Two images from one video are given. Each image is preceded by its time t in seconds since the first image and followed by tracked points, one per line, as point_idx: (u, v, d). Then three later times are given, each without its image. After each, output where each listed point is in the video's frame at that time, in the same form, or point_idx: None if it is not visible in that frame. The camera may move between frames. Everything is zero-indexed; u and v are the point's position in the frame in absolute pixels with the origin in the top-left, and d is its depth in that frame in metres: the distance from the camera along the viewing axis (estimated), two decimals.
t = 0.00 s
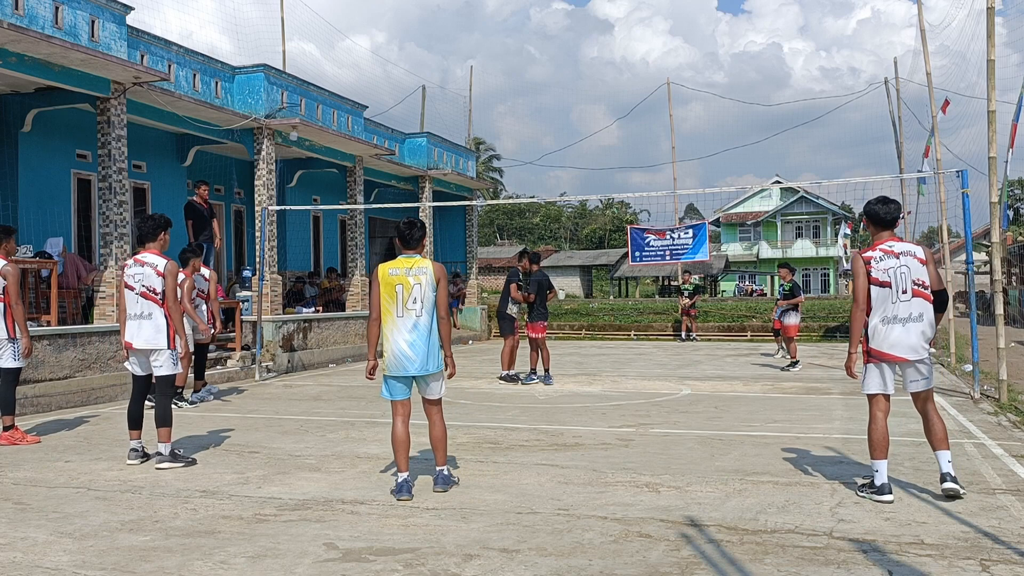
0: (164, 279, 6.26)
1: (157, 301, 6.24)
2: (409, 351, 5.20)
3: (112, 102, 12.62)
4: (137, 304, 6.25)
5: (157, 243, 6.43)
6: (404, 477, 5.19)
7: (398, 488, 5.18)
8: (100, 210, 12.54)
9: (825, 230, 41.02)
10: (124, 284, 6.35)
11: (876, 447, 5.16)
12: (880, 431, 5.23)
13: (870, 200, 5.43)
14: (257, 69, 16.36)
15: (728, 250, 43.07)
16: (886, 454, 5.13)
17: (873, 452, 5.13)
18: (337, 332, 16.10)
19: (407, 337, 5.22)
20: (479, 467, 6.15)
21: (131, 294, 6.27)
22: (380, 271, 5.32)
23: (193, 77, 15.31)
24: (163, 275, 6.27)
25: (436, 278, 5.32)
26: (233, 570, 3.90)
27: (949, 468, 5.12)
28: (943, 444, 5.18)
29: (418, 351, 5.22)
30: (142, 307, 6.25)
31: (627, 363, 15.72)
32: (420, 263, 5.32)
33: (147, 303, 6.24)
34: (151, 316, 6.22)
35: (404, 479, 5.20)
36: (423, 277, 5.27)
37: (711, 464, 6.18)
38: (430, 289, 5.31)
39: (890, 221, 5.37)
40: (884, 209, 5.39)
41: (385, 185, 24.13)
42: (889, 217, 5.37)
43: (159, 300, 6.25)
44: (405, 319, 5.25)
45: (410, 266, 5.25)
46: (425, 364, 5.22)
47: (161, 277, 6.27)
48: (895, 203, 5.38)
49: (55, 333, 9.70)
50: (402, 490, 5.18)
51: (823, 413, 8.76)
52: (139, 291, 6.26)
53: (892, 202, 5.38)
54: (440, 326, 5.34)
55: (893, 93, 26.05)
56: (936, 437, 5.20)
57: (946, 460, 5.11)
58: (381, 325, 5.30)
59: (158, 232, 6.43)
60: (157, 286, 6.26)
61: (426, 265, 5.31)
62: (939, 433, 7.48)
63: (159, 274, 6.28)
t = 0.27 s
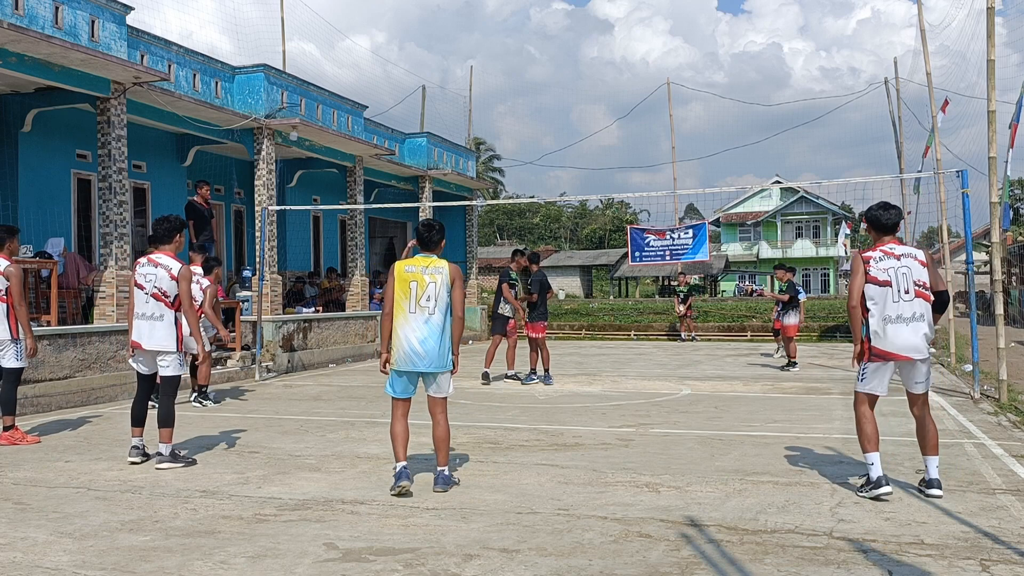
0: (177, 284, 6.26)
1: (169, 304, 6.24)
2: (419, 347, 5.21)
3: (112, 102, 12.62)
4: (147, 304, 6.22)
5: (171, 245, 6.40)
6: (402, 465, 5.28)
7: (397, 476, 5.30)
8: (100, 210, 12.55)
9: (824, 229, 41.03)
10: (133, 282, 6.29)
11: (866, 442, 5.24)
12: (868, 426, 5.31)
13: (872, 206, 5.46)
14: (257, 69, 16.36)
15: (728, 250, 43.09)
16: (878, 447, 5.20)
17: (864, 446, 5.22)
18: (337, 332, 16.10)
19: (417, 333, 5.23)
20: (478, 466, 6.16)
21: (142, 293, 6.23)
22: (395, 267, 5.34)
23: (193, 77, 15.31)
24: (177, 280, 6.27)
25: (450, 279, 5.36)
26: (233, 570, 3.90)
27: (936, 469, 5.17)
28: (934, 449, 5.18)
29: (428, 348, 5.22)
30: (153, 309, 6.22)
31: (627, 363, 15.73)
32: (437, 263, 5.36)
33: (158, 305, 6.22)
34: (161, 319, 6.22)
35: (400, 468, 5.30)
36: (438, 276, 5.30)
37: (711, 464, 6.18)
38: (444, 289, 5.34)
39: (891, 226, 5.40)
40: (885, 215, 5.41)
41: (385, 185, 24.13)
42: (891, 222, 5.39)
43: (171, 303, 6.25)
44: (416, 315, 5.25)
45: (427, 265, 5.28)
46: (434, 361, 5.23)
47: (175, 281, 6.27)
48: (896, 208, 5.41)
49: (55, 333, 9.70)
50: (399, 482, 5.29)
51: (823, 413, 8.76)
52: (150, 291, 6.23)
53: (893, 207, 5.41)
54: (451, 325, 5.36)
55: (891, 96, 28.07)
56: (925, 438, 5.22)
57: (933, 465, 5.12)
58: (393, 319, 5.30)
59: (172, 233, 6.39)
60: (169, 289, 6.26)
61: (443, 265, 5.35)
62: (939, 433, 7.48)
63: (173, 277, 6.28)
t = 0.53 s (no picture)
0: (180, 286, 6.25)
1: (170, 305, 6.24)
2: (415, 341, 5.21)
3: (112, 102, 12.62)
4: (147, 303, 6.20)
5: (178, 245, 6.40)
6: (377, 456, 5.37)
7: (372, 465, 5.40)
8: (100, 210, 12.55)
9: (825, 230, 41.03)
10: (136, 278, 6.26)
11: (846, 440, 5.25)
12: (851, 423, 5.34)
13: (865, 217, 5.54)
14: (257, 69, 16.36)
15: (728, 250, 43.08)
16: (858, 446, 5.24)
17: (845, 444, 5.24)
18: (337, 332, 16.10)
19: (416, 328, 5.24)
20: (479, 467, 6.15)
21: (144, 291, 6.21)
22: (405, 267, 5.44)
23: (193, 77, 15.31)
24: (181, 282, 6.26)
25: (456, 285, 5.41)
26: (233, 569, 3.90)
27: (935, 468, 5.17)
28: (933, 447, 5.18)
29: (424, 345, 5.21)
30: (154, 309, 6.20)
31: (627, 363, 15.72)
32: (445, 268, 5.44)
33: (158, 305, 6.21)
34: (161, 319, 6.22)
35: (376, 460, 5.39)
36: (444, 279, 5.37)
37: (711, 463, 6.18)
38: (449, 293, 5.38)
39: (883, 237, 5.46)
40: (878, 225, 5.49)
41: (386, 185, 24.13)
42: (883, 233, 5.46)
43: (172, 305, 6.25)
44: (417, 312, 5.29)
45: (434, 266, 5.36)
46: (429, 359, 5.20)
47: (178, 283, 6.26)
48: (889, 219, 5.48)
49: (55, 333, 9.71)
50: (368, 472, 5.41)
51: (823, 414, 8.76)
52: (152, 290, 6.21)
53: (886, 219, 5.48)
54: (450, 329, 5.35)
55: (890, 97, 26.70)
56: (926, 437, 5.22)
57: (934, 465, 5.12)
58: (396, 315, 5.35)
59: (180, 235, 6.40)
60: (171, 290, 6.25)
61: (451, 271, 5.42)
62: (939, 433, 7.48)
63: (177, 279, 6.26)
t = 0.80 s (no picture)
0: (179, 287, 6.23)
1: (169, 305, 6.24)
2: (398, 358, 5.23)
3: (112, 102, 12.62)
4: (146, 303, 6.21)
5: (176, 244, 6.35)
6: (331, 468, 5.44)
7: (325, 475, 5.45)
8: (100, 210, 12.54)
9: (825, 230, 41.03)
10: (135, 278, 6.25)
11: (844, 445, 5.23)
12: (847, 427, 5.29)
13: (859, 234, 5.57)
14: (257, 69, 16.36)
15: (728, 250, 43.08)
16: (856, 450, 5.20)
17: (843, 449, 5.21)
18: (337, 332, 16.10)
19: (399, 346, 5.27)
20: (479, 467, 6.15)
21: (143, 291, 6.20)
22: (394, 293, 5.54)
23: (193, 77, 15.30)
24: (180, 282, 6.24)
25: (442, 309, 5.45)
26: (233, 570, 3.90)
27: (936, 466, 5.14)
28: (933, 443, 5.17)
29: (406, 362, 5.23)
30: (154, 309, 6.21)
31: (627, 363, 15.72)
32: (432, 294, 5.51)
33: (158, 305, 6.21)
34: (161, 320, 6.23)
35: (330, 469, 5.45)
36: (430, 302, 5.42)
37: (711, 464, 6.18)
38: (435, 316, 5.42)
39: (876, 253, 5.47)
40: (871, 243, 5.50)
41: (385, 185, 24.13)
42: (877, 250, 5.47)
43: (171, 305, 6.25)
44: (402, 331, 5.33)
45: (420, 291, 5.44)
46: (411, 376, 5.22)
47: (176, 283, 6.24)
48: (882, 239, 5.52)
49: (55, 333, 9.71)
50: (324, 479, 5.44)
51: (823, 414, 8.76)
52: (151, 290, 6.20)
53: (879, 238, 5.50)
54: (436, 348, 5.37)
55: (892, 94, 25.21)
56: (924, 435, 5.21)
57: (934, 461, 5.11)
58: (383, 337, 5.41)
59: (177, 232, 6.31)
60: (171, 290, 6.24)
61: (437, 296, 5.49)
62: (939, 433, 7.48)
63: (176, 279, 6.24)
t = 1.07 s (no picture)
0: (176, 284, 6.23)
1: (166, 303, 6.24)
2: (386, 361, 5.24)
3: (112, 102, 12.62)
4: (144, 302, 6.22)
5: (174, 244, 6.39)
6: (326, 467, 5.44)
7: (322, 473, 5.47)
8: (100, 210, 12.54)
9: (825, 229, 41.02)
10: (133, 279, 6.30)
11: (816, 435, 5.37)
12: (824, 421, 5.43)
13: (864, 247, 5.56)
14: (257, 69, 16.36)
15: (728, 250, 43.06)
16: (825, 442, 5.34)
17: (815, 439, 5.35)
18: (337, 332, 16.09)
19: (386, 349, 5.27)
20: (479, 467, 6.15)
21: (140, 291, 6.23)
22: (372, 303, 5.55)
23: (193, 77, 15.31)
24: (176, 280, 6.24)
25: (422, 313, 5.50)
26: (233, 570, 3.90)
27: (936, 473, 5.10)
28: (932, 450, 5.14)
29: (394, 364, 5.24)
30: (151, 307, 6.21)
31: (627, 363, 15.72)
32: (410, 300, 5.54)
33: (155, 303, 6.22)
34: (158, 319, 6.21)
35: (326, 469, 5.45)
36: (411, 307, 5.46)
37: (711, 464, 6.18)
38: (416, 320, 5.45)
39: (881, 266, 5.47)
40: (876, 256, 5.50)
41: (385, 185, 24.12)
42: (882, 263, 5.47)
43: (169, 303, 6.25)
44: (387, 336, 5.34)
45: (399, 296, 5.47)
46: (400, 378, 5.23)
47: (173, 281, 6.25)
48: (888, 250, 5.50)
49: (55, 333, 9.71)
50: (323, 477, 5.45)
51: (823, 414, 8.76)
52: (149, 289, 6.22)
53: (885, 250, 5.48)
54: (420, 350, 5.41)
55: (891, 95, 24.81)
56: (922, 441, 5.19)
57: (934, 470, 5.04)
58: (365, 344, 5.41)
59: (175, 233, 6.39)
60: (168, 289, 6.25)
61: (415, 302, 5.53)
62: (939, 434, 7.48)
63: (172, 276, 6.26)
